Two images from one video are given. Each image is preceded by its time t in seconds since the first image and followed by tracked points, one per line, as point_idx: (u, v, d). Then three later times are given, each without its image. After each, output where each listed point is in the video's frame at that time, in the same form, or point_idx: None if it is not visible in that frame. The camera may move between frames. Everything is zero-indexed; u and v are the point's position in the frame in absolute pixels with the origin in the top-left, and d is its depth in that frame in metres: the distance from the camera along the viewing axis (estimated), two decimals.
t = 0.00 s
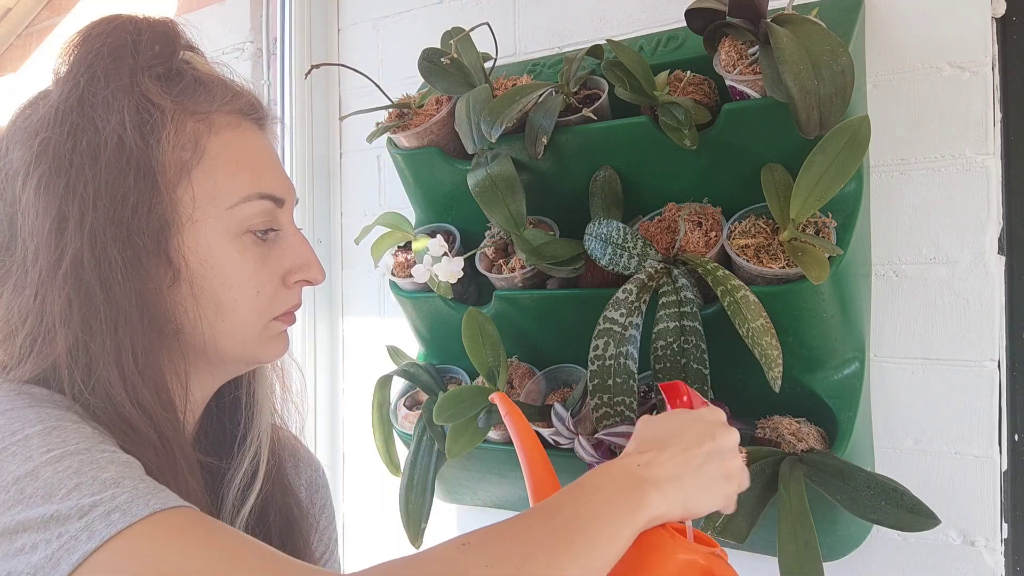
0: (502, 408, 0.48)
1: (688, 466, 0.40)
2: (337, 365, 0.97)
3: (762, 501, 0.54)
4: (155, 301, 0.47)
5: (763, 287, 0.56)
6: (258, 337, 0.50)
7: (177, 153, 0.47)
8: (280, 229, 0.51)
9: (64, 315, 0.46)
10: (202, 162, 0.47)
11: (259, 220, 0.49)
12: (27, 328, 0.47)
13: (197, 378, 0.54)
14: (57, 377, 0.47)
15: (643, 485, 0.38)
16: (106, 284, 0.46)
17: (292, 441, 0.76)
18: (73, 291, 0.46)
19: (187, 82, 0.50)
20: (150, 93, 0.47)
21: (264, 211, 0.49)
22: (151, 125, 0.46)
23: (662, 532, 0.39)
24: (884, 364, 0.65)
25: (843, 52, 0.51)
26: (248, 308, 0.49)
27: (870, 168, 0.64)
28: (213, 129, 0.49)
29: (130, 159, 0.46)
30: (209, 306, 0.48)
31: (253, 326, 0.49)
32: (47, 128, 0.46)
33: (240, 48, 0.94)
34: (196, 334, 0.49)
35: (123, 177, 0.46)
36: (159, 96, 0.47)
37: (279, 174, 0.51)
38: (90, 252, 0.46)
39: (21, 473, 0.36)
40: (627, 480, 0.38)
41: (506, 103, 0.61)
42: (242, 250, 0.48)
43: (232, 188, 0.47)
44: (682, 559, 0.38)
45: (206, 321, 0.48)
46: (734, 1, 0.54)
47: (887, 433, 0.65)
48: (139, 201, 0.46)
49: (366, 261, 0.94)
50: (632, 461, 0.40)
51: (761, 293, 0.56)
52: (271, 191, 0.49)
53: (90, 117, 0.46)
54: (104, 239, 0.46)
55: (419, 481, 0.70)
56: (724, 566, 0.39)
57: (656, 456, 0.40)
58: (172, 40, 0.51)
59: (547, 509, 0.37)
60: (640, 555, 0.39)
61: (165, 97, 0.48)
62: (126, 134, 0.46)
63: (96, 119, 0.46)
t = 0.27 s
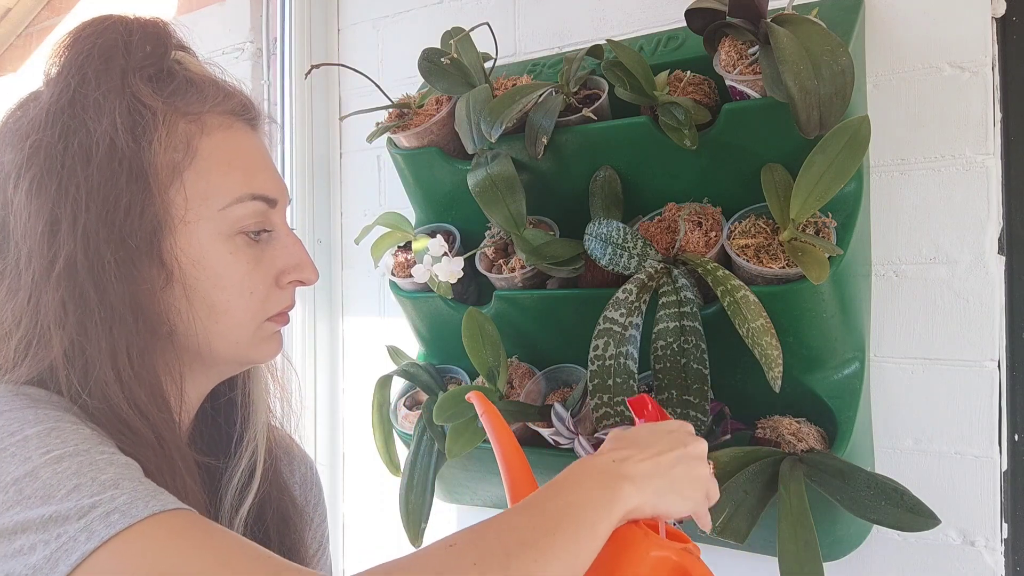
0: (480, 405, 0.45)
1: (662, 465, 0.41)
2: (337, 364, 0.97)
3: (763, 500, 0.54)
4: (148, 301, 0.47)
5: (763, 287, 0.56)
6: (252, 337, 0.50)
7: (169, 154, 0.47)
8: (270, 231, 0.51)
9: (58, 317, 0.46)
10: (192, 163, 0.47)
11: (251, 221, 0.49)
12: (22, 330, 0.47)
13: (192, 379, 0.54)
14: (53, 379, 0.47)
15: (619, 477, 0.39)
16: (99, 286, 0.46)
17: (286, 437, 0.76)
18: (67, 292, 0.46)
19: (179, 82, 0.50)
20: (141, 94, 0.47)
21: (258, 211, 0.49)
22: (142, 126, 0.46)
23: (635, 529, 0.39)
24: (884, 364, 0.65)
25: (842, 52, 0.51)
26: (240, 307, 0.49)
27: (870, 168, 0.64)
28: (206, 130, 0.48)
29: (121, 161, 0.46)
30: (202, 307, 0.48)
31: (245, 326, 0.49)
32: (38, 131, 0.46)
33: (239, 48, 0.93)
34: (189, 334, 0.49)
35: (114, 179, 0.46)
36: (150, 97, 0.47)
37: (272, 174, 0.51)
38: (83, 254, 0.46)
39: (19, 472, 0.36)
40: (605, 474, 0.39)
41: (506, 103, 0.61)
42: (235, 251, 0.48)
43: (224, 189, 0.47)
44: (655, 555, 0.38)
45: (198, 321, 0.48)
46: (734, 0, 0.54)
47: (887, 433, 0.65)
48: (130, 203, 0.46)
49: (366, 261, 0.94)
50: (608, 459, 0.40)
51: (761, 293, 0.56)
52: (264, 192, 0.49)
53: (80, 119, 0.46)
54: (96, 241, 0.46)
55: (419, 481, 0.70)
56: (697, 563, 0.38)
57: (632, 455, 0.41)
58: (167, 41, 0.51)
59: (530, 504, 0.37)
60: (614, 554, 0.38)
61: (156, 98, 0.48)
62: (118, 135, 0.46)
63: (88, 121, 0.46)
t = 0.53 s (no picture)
0: (493, 425, 0.47)
1: (664, 506, 0.41)
2: (337, 364, 0.97)
3: (763, 500, 0.54)
4: (148, 301, 0.47)
5: (763, 287, 0.56)
6: (252, 338, 0.51)
7: (170, 157, 0.47)
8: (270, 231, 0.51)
9: (56, 315, 0.46)
10: (195, 166, 0.47)
11: (252, 222, 0.49)
12: (20, 328, 0.47)
13: (191, 379, 0.55)
14: (50, 377, 0.47)
15: (619, 513, 0.39)
16: (99, 286, 0.46)
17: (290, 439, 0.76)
18: (66, 291, 0.46)
19: (182, 85, 0.50)
20: (143, 97, 0.47)
21: (258, 212, 0.49)
22: (144, 129, 0.46)
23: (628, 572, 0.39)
24: (884, 364, 0.65)
25: (843, 52, 0.51)
26: (240, 308, 0.49)
27: (870, 168, 0.64)
28: (209, 133, 0.49)
29: (124, 164, 0.46)
30: (202, 307, 0.48)
31: (245, 327, 0.49)
32: (39, 133, 0.46)
33: (240, 48, 0.93)
34: (188, 334, 0.49)
35: (116, 181, 0.46)
36: (152, 100, 0.47)
37: (272, 175, 0.51)
38: (84, 254, 0.46)
39: (4, 466, 0.36)
40: (603, 507, 0.39)
41: (506, 103, 0.61)
42: (236, 252, 0.48)
43: (225, 189, 0.47)
44: None
45: (198, 322, 0.48)
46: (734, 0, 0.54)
47: (887, 433, 0.65)
48: (132, 206, 0.46)
49: (366, 261, 0.94)
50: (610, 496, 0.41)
51: (761, 293, 0.56)
52: (266, 194, 0.50)
53: (84, 123, 0.46)
54: (97, 241, 0.46)
55: (419, 481, 0.70)
56: None
57: (632, 494, 0.41)
58: (171, 47, 0.51)
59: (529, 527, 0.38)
60: None
61: (158, 101, 0.48)
62: (120, 138, 0.46)
63: (89, 123, 0.46)
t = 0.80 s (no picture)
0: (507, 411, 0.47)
1: (684, 475, 0.41)
2: (337, 364, 0.97)
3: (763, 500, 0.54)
4: (150, 298, 0.47)
5: (763, 287, 0.56)
6: (254, 333, 0.50)
7: (171, 154, 0.47)
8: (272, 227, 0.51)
9: (58, 312, 0.46)
10: (196, 163, 0.47)
11: (254, 219, 0.48)
12: (23, 325, 0.47)
13: (193, 376, 0.55)
14: (53, 375, 0.47)
15: (639, 488, 0.39)
16: (102, 283, 0.46)
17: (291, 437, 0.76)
18: (68, 289, 0.46)
19: (182, 83, 0.50)
20: (143, 94, 0.47)
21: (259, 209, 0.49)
22: (145, 125, 0.46)
23: (654, 543, 0.39)
24: (884, 364, 0.65)
25: (843, 52, 0.51)
26: (241, 304, 0.49)
27: (870, 168, 0.64)
28: (209, 130, 0.49)
29: (126, 161, 0.46)
30: (203, 303, 0.48)
31: (247, 322, 0.49)
32: (41, 130, 0.46)
33: (240, 48, 0.93)
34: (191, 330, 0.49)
35: (117, 178, 0.46)
36: (152, 97, 0.47)
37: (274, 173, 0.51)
38: (86, 252, 0.46)
39: (10, 464, 0.36)
40: (620, 484, 0.39)
41: (506, 103, 0.61)
42: (237, 249, 0.48)
43: (227, 185, 0.47)
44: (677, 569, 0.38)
45: (200, 318, 0.48)
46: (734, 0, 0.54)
47: (887, 433, 0.65)
48: (134, 202, 0.46)
49: (366, 261, 0.94)
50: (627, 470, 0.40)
51: (761, 293, 0.56)
52: (266, 190, 0.49)
53: (86, 121, 0.46)
54: (99, 238, 0.46)
55: (419, 481, 0.70)
56: None
57: (650, 466, 0.41)
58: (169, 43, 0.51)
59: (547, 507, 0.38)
60: (630, 565, 0.39)
61: (159, 98, 0.48)
62: (121, 134, 0.46)
63: (90, 120, 0.46)
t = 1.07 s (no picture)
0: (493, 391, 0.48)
1: (666, 426, 0.40)
2: (337, 364, 0.97)
3: (763, 500, 0.54)
4: (150, 293, 0.47)
5: (763, 287, 0.56)
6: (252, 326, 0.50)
7: (164, 148, 0.46)
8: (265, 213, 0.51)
9: (59, 310, 0.46)
10: (190, 156, 0.47)
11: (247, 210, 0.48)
12: (23, 324, 0.47)
13: (194, 370, 0.55)
14: (54, 372, 0.47)
15: (625, 443, 0.39)
16: (104, 280, 0.46)
17: (285, 430, 0.76)
18: (69, 286, 0.46)
19: (171, 77, 0.50)
20: (133, 88, 0.47)
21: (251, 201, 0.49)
22: (138, 119, 0.46)
23: (642, 490, 0.40)
24: (884, 364, 0.65)
25: (843, 52, 0.51)
26: (240, 297, 0.48)
27: (870, 168, 0.64)
28: (199, 123, 0.48)
29: (122, 155, 0.46)
30: (202, 297, 0.48)
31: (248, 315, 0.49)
32: (36, 127, 0.46)
33: (240, 48, 0.93)
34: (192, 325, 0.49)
35: (113, 174, 0.46)
36: (144, 92, 0.47)
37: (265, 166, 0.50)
38: (85, 250, 0.46)
39: (20, 465, 0.36)
40: (608, 443, 0.39)
41: (506, 103, 0.61)
42: (232, 241, 0.47)
43: (220, 176, 0.47)
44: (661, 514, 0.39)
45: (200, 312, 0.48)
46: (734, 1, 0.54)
47: (887, 433, 0.65)
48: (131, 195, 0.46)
49: (366, 261, 0.94)
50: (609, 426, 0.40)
51: (761, 293, 0.56)
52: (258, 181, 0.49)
53: (75, 115, 0.46)
54: (97, 234, 0.46)
55: (419, 481, 0.70)
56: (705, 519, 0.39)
57: (633, 420, 0.40)
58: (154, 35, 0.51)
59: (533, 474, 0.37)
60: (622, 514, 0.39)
61: (150, 93, 0.48)
62: (114, 129, 0.46)
63: (82, 116, 0.46)
